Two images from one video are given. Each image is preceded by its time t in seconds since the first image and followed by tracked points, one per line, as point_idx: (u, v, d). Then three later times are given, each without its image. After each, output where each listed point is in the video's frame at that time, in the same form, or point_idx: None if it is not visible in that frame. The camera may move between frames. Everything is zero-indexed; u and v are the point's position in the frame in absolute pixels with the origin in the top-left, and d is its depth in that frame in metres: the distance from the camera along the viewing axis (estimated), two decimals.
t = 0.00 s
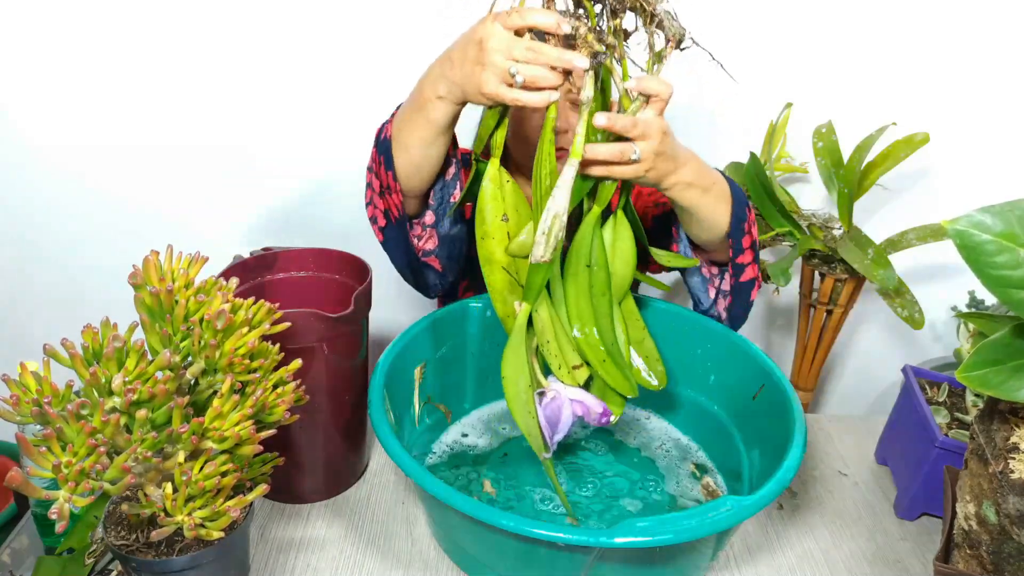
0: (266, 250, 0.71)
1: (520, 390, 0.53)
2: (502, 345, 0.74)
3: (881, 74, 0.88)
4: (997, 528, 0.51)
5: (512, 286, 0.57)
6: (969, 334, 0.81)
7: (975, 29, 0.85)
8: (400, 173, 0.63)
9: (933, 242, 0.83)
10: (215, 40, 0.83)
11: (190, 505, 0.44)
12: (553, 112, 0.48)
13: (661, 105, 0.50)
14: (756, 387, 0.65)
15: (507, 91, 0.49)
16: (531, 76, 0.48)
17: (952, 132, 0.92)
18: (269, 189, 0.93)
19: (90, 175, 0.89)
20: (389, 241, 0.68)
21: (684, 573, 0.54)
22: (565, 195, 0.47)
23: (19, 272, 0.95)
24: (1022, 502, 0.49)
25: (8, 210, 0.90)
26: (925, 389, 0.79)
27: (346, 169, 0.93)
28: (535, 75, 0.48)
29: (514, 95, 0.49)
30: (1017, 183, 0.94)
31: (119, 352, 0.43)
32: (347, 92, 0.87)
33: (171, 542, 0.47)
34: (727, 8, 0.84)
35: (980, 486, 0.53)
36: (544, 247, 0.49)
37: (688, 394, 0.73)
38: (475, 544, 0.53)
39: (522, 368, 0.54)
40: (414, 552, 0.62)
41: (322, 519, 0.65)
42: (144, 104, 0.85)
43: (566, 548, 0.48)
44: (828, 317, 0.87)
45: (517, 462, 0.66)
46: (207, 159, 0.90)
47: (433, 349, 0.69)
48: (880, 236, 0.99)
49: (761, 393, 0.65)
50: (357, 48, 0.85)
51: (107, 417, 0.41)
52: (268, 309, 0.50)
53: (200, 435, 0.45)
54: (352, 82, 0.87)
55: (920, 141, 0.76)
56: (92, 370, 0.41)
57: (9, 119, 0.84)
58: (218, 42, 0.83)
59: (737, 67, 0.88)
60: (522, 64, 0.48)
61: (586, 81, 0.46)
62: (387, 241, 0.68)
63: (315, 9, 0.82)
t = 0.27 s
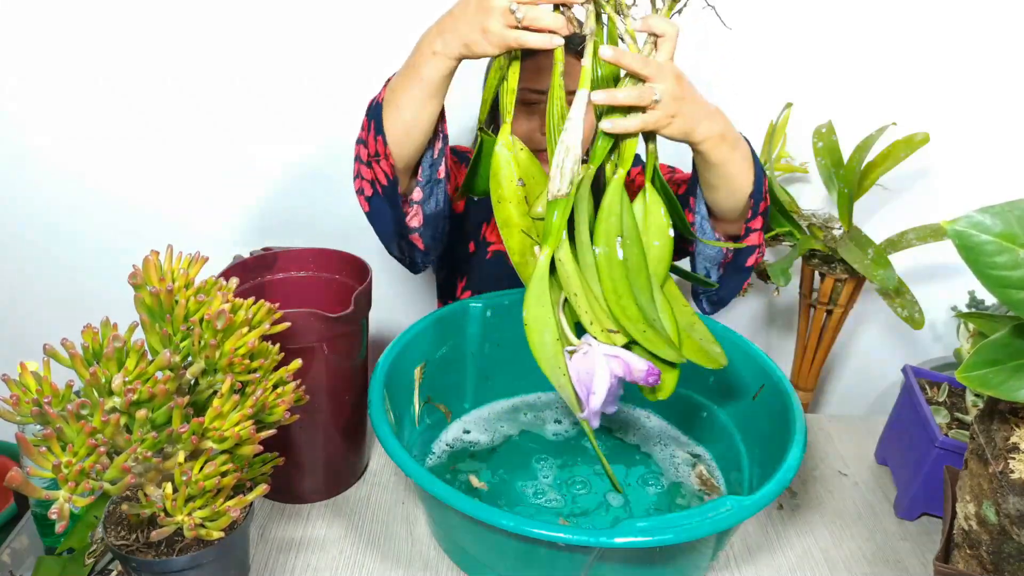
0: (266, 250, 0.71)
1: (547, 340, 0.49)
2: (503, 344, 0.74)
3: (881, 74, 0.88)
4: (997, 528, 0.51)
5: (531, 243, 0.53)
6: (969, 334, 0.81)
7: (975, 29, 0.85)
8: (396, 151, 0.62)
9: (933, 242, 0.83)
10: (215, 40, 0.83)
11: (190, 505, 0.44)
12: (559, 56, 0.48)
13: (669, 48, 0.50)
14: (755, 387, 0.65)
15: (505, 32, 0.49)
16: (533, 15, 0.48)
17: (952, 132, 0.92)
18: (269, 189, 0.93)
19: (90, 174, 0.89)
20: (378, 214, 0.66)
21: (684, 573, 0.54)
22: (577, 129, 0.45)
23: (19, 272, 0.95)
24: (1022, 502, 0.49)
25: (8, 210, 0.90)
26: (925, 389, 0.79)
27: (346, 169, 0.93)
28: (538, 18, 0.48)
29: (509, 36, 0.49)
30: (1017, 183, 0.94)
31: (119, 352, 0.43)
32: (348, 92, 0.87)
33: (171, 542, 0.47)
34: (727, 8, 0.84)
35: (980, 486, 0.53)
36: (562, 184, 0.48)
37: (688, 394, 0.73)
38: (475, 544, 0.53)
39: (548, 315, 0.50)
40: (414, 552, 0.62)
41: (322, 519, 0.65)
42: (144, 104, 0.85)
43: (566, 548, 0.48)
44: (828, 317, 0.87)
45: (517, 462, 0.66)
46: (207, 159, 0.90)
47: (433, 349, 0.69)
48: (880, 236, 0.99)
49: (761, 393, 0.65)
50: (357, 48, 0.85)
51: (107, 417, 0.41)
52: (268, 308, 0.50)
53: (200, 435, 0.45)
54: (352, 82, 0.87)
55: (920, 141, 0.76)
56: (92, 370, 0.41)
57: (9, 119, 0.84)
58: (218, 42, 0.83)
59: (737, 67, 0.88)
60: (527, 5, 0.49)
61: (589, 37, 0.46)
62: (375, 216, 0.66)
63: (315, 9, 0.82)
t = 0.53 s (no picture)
0: (266, 250, 0.71)
1: (552, 322, 0.47)
2: (503, 345, 0.74)
3: (881, 73, 0.88)
4: (997, 528, 0.51)
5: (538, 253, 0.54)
6: (968, 334, 0.81)
7: (975, 29, 0.85)
8: (369, 170, 0.68)
9: (933, 242, 0.83)
10: (215, 39, 0.83)
11: (190, 505, 0.44)
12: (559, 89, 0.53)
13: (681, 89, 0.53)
14: (756, 387, 0.65)
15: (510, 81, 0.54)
16: (534, 64, 0.53)
17: (952, 132, 0.92)
18: (269, 189, 0.93)
19: (90, 174, 0.89)
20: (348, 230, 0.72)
21: (684, 573, 0.54)
22: (580, 128, 0.49)
23: (19, 272, 0.95)
24: (1022, 502, 0.49)
25: (8, 210, 0.90)
26: (925, 389, 0.79)
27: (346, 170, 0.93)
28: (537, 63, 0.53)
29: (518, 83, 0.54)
30: (1017, 183, 0.94)
31: (119, 352, 0.43)
32: (348, 92, 0.87)
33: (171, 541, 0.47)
34: (728, 7, 0.84)
35: (980, 486, 0.53)
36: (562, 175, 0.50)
37: (689, 394, 0.73)
38: (475, 544, 0.53)
39: (548, 298, 0.48)
40: (414, 552, 0.62)
41: (322, 519, 0.65)
42: (144, 103, 0.85)
43: (566, 547, 0.48)
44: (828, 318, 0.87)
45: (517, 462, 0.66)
46: (208, 159, 0.90)
47: (433, 349, 0.69)
48: (880, 236, 0.99)
49: (761, 393, 0.65)
50: (357, 48, 0.85)
51: (107, 417, 0.41)
52: (268, 309, 0.50)
53: (200, 435, 0.45)
54: (352, 82, 0.87)
55: (920, 141, 0.76)
56: (92, 370, 0.41)
57: (9, 119, 0.84)
58: (218, 42, 0.83)
59: (737, 67, 0.88)
60: (528, 56, 0.54)
61: (583, 66, 0.51)
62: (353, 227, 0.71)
63: (315, 9, 0.82)
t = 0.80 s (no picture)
0: (267, 250, 0.71)
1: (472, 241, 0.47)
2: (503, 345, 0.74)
3: (881, 73, 0.88)
4: (997, 528, 0.51)
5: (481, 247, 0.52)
6: (969, 334, 0.81)
7: (975, 29, 0.85)
8: (361, 207, 0.72)
9: (933, 242, 0.83)
10: (215, 40, 0.83)
11: (190, 506, 0.44)
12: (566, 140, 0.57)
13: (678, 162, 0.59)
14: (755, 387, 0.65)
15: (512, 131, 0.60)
16: (544, 118, 0.58)
17: (952, 132, 0.92)
18: (269, 189, 0.93)
19: (90, 174, 0.89)
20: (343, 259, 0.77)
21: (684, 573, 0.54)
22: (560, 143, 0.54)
23: (19, 271, 0.95)
24: (1022, 502, 0.49)
25: (8, 210, 0.90)
26: (925, 389, 0.79)
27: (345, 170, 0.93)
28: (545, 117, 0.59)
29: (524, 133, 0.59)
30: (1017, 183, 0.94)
31: (119, 352, 0.43)
32: (348, 92, 0.87)
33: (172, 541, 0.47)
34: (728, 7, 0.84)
35: (980, 486, 0.53)
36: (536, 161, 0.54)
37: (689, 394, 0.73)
38: (475, 544, 0.53)
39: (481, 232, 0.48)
40: (414, 552, 0.62)
41: (322, 519, 0.65)
42: (145, 103, 0.85)
43: (566, 547, 0.48)
44: (828, 318, 0.87)
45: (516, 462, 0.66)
46: (208, 159, 0.90)
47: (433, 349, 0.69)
48: (880, 236, 0.99)
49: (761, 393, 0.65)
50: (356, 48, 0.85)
51: (107, 417, 0.41)
52: (268, 309, 0.50)
53: (200, 435, 0.45)
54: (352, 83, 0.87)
55: (920, 141, 0.77)
56: (92, 370, 0.41)
57: (9, 119, 0.84)
58: (218, 42, 0.83)
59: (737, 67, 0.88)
60: (542, 111, 0.59)
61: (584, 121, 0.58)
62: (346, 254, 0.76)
63: (315, 9, 0.82)
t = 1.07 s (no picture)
0: (267, 250, 0.71)
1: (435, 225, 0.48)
2: (503, 345, 0.74)
3: (881, 73, 0.88)
4: (997, 528, 0.51)
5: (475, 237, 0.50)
6: (968, 334, 0.81)
7: (975, 29, 0.85)
8: (346, 195, 0.71)
9: (933, 242, 0.83)
10: (215, 40, 0.83)
11: (190, 506, 0.44)
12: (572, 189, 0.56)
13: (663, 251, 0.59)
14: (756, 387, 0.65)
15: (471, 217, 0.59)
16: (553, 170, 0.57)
17: (952, 132, 0.92)
18: (269, 189, 0.93)
19: (90, 174, 0.89)
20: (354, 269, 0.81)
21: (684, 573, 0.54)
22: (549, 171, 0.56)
23: (19, 271, 0.95)
24: (1022, 502, 0.49)
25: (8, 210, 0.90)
26: (925, 389, 0.79)
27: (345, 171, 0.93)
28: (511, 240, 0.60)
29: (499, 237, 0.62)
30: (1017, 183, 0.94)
31: (119, 352, 0.43)
32: (348, 92, 0.87)
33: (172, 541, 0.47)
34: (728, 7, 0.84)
35: (979, 486, 0.53)
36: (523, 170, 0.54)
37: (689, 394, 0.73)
38: (476, 544, 0.53)
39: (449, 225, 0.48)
40: (414, 552, 0.62)
41: (322, 519, 0.65)
42: (145, 103, 0.85)
43: (566, 547, 0.48)
44: (828, 318, 0.87)
45: (517, 463, 0.66)
46: (208, 159, 0.90)
47: (433, 349, 0.69)
48: (880, 236, 0.99)
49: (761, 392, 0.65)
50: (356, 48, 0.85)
51: (107, 417, 0.41)
52: (268, 309, 0.50)
53: (200, 435, 0.45)
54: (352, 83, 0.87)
55: (920, 141, 0.77)
56: (92, 370, 0.41)
57: (9, 119, 0.84)
58: (218, 43, 0.83)
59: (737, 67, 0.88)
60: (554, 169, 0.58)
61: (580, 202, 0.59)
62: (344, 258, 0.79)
63: (315, 9, 0.82)
